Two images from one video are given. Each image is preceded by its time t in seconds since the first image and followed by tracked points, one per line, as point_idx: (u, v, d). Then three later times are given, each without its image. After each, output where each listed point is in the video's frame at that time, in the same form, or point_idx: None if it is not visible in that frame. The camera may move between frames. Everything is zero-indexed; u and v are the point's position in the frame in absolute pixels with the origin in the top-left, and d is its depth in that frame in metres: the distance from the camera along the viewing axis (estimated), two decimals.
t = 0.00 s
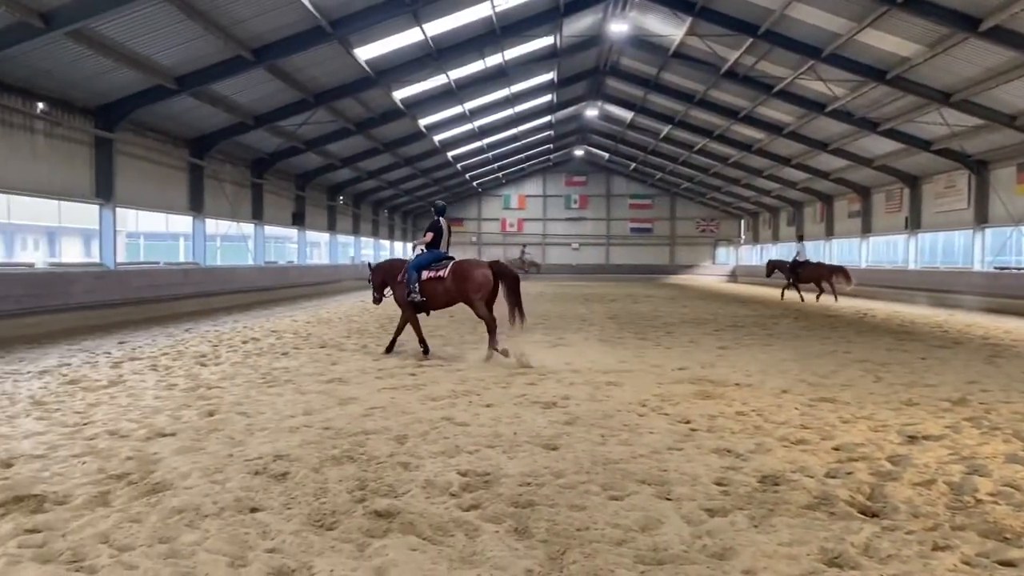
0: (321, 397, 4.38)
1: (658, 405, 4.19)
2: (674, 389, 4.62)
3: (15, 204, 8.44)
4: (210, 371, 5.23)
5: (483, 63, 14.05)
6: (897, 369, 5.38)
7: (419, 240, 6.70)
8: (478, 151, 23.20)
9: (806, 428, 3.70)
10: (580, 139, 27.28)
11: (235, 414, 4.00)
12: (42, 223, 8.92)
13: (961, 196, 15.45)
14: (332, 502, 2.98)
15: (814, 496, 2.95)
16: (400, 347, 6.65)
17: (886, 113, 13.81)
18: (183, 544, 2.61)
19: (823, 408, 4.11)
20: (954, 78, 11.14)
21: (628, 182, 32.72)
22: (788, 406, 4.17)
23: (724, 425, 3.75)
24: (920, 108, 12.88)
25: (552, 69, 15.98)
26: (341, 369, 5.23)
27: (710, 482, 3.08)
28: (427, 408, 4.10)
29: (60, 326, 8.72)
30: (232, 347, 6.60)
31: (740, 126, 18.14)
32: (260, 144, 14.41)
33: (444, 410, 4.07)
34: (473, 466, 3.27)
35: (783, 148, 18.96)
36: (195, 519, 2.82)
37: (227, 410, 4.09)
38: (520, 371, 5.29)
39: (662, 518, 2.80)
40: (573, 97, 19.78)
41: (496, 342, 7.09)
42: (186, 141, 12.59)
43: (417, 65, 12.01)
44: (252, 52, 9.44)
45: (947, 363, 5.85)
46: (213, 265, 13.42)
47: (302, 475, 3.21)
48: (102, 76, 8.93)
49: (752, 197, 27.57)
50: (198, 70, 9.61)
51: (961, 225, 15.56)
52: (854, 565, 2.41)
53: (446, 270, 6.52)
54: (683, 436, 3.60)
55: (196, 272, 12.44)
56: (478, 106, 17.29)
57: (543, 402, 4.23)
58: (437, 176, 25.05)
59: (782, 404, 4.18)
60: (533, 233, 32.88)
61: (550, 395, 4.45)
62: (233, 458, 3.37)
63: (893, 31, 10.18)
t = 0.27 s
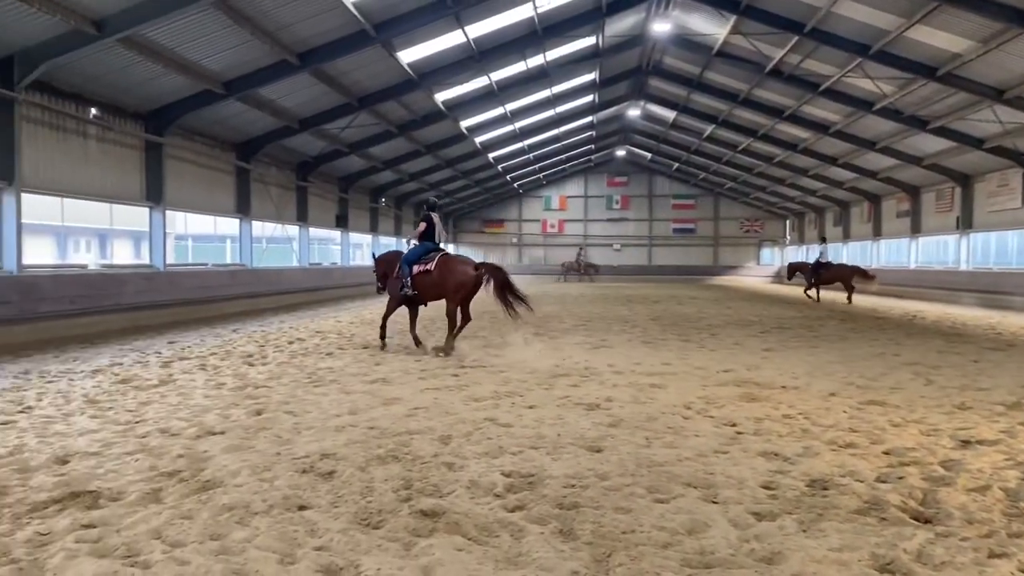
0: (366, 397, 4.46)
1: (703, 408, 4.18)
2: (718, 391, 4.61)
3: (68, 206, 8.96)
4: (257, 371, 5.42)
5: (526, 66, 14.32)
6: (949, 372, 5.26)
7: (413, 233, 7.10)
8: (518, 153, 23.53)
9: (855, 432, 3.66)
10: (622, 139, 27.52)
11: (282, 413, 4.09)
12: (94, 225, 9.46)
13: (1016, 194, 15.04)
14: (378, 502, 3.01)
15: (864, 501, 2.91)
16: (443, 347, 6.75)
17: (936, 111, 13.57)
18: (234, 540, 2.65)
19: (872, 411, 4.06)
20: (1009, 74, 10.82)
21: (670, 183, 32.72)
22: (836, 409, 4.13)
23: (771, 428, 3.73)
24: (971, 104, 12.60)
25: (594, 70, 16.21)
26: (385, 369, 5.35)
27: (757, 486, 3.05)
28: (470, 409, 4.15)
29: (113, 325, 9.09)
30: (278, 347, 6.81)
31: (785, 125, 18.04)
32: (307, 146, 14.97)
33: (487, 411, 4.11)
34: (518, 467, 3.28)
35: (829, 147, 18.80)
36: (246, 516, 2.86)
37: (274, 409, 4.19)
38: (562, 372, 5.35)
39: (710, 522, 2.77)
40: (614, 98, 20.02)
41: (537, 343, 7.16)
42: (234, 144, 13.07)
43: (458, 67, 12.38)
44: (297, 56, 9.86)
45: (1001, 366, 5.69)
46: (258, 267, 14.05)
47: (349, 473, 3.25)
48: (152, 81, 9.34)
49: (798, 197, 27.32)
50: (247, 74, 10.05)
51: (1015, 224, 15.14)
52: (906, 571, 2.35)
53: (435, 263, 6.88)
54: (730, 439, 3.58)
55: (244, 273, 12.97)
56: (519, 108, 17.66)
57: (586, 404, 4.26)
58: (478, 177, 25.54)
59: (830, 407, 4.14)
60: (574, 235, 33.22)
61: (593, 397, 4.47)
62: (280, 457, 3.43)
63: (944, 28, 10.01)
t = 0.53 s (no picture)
0: (403, 399, 4.53)
1: (741, 412, 4.18)
2: (757, 395, 4.61)
3: (112, 208, 9.34)
4: (295, 373, 5.57)
5: (562, 67, 14.61)
6: (995, 377, 5.16)
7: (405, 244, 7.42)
8: (554, 155, 24.16)
9: (897, 437, 3.62)
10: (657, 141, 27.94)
11: (320, 414, 4.19)
12: (137, 227, 9.86)
13: None
14: (416, 503, 3.02)
15: (907, 507, 2.86)
16: (478, 350, 6.83)
17: (980, 110, 13.40)
18: (273, 540, 2.68)
19: (914, 416, 4.01)
20: None
21: (707, 184, 33.27)
22: (877, 413, 4.10)
23: (810, 433, 3.71)
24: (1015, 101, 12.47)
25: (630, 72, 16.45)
26: (421, 372, 5.43)
27: (796, 491, 3.02)
28: (506, 412, 4.20)
29: (155, 326, 9.32)
30: (316, 349, 6.94)
31: (823, 125, 17.98)
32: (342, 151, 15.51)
33: (523, 414, 4.16)
34: (553, 470, 3.28)
35: (869, 146, 18.66)
36: (285, 516, 2.89)
37: (312, 410, 4.29)
38: (598, 375, 5.38)
39: (749, 527, 2.73)
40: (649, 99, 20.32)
41: (572, 345, 7.19)
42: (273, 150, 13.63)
43: (495, 70, 12.84)
44: (334, 62, 10.39)
45: None
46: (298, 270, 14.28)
47: (386, 475, 3.28)
48: (194, 86, 9.86)
49: (838, 199, 27.18)
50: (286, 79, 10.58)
51: None
52: None
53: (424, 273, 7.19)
54: (769, 443, 3.57)
55: (283, 277, 13.18)
56: (554, 110, 17.99)
57: (622, 407, 4.28)
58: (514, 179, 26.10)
59: (870, 412, 4.10)
60: (609, 237, 33.58)
61: (630, 400, 4.50)
62: (319, 457, 3.48)
63: (988, 25, 9.94)
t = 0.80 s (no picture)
0: (432, 402, 4.57)
1: (772, 417, 4.16)
2: (789, 400, 4.59)
3: (146, 214, 9.89)
4: (326, 375, 5.67)
5: (590, 70, 14.65)
6: None
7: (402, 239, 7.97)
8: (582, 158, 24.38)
9: (932, 443, 3.58)
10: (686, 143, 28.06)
11: (350, 416, 4.26)
12: (170, 231, 10.42)
13: None
14: (445, 506, 3.01)
15: (943, 515, 2.80)
16: (507, 352, 6.87)
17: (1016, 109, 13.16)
18: (304, 541, 2.68)
19: (950, 422, 3.97)
20: None
21: (738, 187, 33.50)
22: (911, 418, 4.06)
23: (843, 438, 3.69)
24: None
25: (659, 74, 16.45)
26: (450, 375, 5.48)
27: (829, 497, 2.98)
28: (536, 415, 4.25)
29: (189, 329, 9.42)
30: (346, 351, 7.03)
31: (855, 127, 17.81)
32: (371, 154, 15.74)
33: (552, 417, 4.20)
34: (583, 474, 3.28)
35: (903, 148, 18.43)
36: (315, 517, 2.89)
37: (343, 412, 4.36)
38: (628, 379, 5.39)
39: (781, 533, 2.68)
40: (679, 102, 20.38)
41: (602, 348, 7.21)
42: (304, 153, 14.01)
43: (524, 73, 12.93)
44: (365, 66, 10.60)
45: None
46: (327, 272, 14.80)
47: (416, 477, 3.29)
48: (227, 92, 10.23)
49: (870, 201, 26.97)
50: (319, 83, 10.83)
51: None
52: None
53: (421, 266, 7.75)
54: (801, 448, 3.54)
55: (313, 279, 13.17)
56: (582, 114, 18.11)
57: (653, 411, 4.29)
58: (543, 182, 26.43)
59: (905, 418, 4.06)
60: (639, 240, 34.01)
61: (659, 404, 4.51)
62: (349, 459, 3.51)
63: None
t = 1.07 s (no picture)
0: (454, 406, 4.61)
1: (797, 422, 4.15)
2: (814, 405, 4.58)
3: (171, 218, 10.01)
4: (348, 377, 5.72)
5: (612, 74, 14.63)
6: None
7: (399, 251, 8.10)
8: (605, 161, 24.37)
9: (961, 449, 3.54)
10: (708, 146, 28.01)
11: (373, 419, 4.30)
12: (195, 235, 10.53)
13: None
14: (468, 509, 3.00)
15: (972, 522, 2.75)
16: (528, 356, 6.88)
17: None
18: (329, 543, 2.66)
19: (979, 428, 3.93)
20: None
21: (761, 191, 33.35)
22: (939, 424, 4.03)
23: (869, 444, 3.67)
24: None
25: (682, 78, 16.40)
26: (472, 379, 5.51)
27: (855, 503, 2.95)
28: (558, 419, 4.28)
29: (214, 331, 9.55)
30: (368, 354, 7.07)
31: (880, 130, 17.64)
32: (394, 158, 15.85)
33: (574, 421, 4.22)
34: (606, 478, 3.27)
35: (930, 151, 18.22)
36: (340, 520, 2.88)
37: (365, 414, 4.41)
38: (650, 384, 5.40)
39: (806, 539, 2.65)
40: (701, 105, 20.34)
41: (624, 352, 7.19)
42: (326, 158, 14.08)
43: (545, 76, 12.93)
44: (388, 70, 10.64)
45: None
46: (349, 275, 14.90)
47: (439, 480, 3.30)
48: (251, 97, 10.33)
49: (895, 204, 26.76)
50: (341, 88, 10.90)
51: None
52: None
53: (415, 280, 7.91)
54: (826, 454, 3.53)
55: (336, 282, 13.24)
56: (604, 117, 18.12)
57: (676, 416, 4.29)
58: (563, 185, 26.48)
59: (932, 423, 4.03)
60: (660, 243, 34.00)
61: (683, 409, 4.52)
62: (372, 461, 3.53)
63: None
